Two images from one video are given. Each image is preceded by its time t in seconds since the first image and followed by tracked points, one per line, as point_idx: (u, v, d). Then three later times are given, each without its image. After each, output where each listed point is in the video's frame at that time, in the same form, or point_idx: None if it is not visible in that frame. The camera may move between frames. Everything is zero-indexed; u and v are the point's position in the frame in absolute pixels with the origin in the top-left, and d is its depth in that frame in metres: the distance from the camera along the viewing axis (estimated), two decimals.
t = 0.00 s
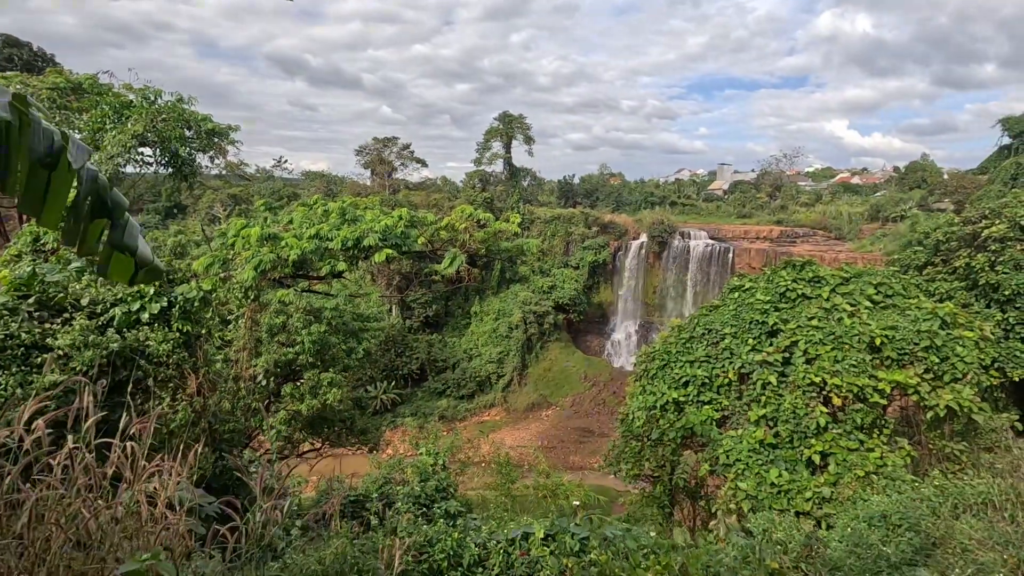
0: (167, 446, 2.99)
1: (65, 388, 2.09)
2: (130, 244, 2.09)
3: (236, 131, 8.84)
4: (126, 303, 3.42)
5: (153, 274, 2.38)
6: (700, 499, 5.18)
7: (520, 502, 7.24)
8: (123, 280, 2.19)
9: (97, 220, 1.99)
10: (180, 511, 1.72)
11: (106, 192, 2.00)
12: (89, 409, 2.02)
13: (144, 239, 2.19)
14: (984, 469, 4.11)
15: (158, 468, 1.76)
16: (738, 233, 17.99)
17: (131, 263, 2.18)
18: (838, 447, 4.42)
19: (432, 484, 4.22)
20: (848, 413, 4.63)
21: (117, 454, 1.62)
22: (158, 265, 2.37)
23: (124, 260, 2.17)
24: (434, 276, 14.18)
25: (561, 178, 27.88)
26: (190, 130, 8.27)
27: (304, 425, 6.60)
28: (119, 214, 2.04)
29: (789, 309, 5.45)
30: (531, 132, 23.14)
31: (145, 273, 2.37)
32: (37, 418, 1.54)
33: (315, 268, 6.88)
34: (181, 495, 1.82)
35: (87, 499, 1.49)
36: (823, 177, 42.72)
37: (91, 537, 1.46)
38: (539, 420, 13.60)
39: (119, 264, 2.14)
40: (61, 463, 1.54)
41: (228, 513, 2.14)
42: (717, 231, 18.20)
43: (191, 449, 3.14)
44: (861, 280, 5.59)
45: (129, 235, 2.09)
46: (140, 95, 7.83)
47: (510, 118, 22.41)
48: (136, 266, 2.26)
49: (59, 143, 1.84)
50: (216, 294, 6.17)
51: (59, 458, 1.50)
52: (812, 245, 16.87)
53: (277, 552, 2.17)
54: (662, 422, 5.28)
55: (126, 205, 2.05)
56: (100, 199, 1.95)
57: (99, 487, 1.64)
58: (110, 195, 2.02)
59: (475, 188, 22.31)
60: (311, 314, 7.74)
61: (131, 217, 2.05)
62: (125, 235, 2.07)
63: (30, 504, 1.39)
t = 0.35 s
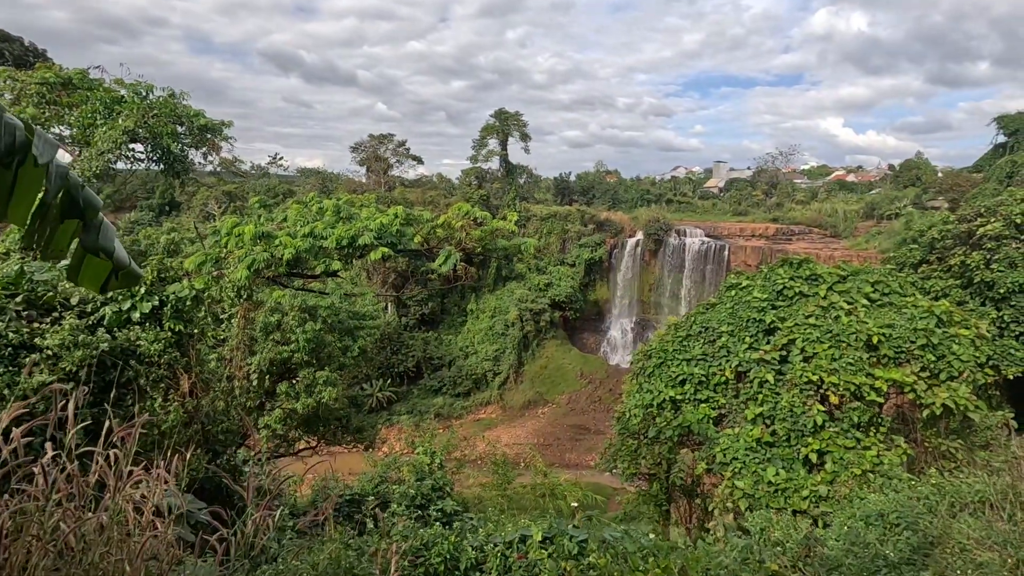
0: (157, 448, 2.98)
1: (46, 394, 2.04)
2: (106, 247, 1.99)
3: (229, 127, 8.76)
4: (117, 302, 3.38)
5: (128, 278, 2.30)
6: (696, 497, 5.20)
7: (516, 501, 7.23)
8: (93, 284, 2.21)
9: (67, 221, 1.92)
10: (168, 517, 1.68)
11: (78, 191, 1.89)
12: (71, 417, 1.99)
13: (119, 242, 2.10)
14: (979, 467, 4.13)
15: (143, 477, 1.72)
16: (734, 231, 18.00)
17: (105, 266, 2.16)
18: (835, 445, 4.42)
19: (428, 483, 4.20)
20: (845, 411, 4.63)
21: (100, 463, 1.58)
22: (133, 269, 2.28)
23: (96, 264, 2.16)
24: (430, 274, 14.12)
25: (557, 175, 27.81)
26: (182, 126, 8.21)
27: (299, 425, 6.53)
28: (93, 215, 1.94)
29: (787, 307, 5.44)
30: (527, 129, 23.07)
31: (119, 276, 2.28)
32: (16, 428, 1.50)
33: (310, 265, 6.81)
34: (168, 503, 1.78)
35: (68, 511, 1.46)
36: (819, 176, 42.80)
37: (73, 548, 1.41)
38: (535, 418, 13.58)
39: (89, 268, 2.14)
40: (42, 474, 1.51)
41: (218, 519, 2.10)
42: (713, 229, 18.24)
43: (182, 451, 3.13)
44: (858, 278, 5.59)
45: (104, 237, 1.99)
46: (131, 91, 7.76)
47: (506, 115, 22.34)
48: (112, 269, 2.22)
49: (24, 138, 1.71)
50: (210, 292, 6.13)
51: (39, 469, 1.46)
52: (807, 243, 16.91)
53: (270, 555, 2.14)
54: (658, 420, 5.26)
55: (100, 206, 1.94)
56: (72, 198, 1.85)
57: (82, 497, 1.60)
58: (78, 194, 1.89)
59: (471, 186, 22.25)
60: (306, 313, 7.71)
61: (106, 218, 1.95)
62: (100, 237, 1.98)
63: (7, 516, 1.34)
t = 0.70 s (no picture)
0: (156, 445, 2.96)
1: (44, 391, 2.03)
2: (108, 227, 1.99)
3: (227, 124, 8.73)
4: (115, 299, 3.36)
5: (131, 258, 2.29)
6: (695, 494, 5.21)
7: (516, 499, 7.22)
8: (98, 268, 2.19)
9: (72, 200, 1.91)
10: (169, 513, 1.67)
11: (77, 169, 1.87)
12: (70, 415, 1.98)
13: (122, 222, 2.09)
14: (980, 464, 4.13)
15: (142, 473, 1.71)
16: (733, 228, 18.00)
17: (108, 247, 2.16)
18: (835, 442, 4.43)
19: (428, 481, 4.19)
20: (845, 408, 4.63)
21: (100, 459, 1.57)
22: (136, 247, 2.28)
23: (99, 247, 2.16)
24: (429, 271, 14.10)
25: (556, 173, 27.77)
26: (180, 122, 8.17)
27: (298, 423, 6.51)
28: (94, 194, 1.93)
29: (787, 304, 5.44)
30: (526, 127, 23.03)
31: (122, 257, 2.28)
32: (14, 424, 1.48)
33: (309, 263, 6.78)
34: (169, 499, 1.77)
35: (69, 506, 1.44)
36: (817, 174, 42.80)
37: (73, 544, 1.40)
38: (534, 416, 13.57)
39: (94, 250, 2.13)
40: (38, 469, 1.49)
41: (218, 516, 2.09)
42: (712, 227, 18.23)
43: (181, 448, 3.12)
44: (858, 275, 5.59)
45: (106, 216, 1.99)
46: (128, 87, 7.73)
47: (505, 113, 22.30)
48: (114, 251, 2.22)
49: (21, 115, 1.70)
50: (208, 289, 6.11)
51: (37, 464, 1.44)
52: (806, 240, 16.92)
53: (272, 552, 2.13)
54: (658, 417, 5.26)
55: (101, 184, 1.93)
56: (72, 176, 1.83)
57: (80, 493, 1.58)
58: (79, 172, 1.89)
59: (470, 183, 22.21)
60: (305, 310, 7.69)
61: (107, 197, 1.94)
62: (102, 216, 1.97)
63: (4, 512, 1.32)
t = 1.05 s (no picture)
0: (156, 447, 2.95)
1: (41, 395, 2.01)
2: (94, 237, 1.97)
3: (226, 122, 8.71)
4: (114, 299, 3.35)
5: (125, 272, 2.26)
6: (696, 492, 5.22)
7: (517, 497, 7.21)
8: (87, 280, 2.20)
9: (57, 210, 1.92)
10: (168, 519, 1.66)
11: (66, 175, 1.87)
12: (69, 420, 1.98)
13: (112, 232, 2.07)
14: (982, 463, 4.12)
15: (140, 479, 1.70)
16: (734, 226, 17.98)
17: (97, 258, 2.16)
18: (836, 441, 4.42)
19: (429, 480, 4.18)
20: (846, 407, 4.63)
21: (97, 466, 1.56)
22: (129, 263, 2.25)
23: (87, 258, 2.16)
24: (430, 270, 14.09)
25: (556, 171, 27.74)
26: (179, 121, 8.15)
27: (297, 422, 6.49)
28: (82, 202, 1.92)
29: (788, 303, 5.42)
30: (526, 125, 23.00)
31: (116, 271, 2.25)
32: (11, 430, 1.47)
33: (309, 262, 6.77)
34: (167, 505, 1.75)
35: (65, 514, 1.43)
36: (818, 172, 42.75)
37: (68, 553, 1.38)
38: (535, 414, 13.57)
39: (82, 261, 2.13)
40: (34, 477, 1.47)
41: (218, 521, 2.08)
42: (712, 225, 18.21)
43: (181, 450, 3.11)
44: (859, 274, 5.57)
45: (93, 226, 1.96)
46: (127, 85, 7.71)
47: (505, 111, 22.27)
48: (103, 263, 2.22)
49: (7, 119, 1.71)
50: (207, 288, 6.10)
51: (33, 472, 1.43)
52: (806, 238, 16.91)
53: (272, 555, 2.12)
54: (659, 416, 5.24)
55: (89, 191, 1.92)
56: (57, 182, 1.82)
57: (76, 500, 1.57)
58: (66, 180, 1.89)
59: (469, 181, 22.18)
60: (305, 309, 7.68)
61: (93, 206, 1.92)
62: (88, 226, 1.95)
63: None
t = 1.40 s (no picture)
0: (157, 447, 2.95)
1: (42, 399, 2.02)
2: (90, 246, 1.96)
3: (226, 120, 8.71)
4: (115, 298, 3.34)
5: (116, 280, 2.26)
6: (697, 491, 5.22)
7: (518, 496, 7.22)
8: (80, 291, 2.18)
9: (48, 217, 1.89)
10: (167, 523, 1.66)
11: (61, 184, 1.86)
12: (69, 423, 1.97)
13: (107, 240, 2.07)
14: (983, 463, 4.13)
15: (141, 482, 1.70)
16: (735, 225, 17.94)
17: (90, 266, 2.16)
18: (838, 440, 4.42)
19: (430, 479, 4.18)
20: (848, 407, 4.63)
21: (96, 470, 1.56)
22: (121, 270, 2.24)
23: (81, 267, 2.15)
24: (430, 268, 14.09)
25: (557, 169, 27.70)
26: (179, 120, 8.15)
27: (299, 420, 6.50)
28: (77, 211, 1.91)
29: (791, 302, 5.41)
30: (527, 123, 22.97)
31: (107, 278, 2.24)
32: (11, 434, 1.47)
33: (309, 261, 6.76)
34: (168, 508, 1.75)
35: (65, 518, 1.43)
36: (820, 170, 42.61)
37: (68, 557, 1.39)
38: (535, 412, 13.59)
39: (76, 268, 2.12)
40: (34, 482, 1.48)
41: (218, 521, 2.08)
42: (714, 223, 18.17)
43: (182, 449, 3.11)
44: (862, 273, 5.55)
45: (89, 235, 1.96)
46: (128, 84, 7.72)
47: (506, 109, 22.23)
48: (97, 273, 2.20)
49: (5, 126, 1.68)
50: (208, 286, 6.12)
51: (33, 477, 1.43)
52: (808, 237, 16.88)
53: (273, 557, 2.12)
54: (660, 415, 5.25)
55: (85, 200, 1.91)
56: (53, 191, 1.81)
57: (77, 504, 1.57)
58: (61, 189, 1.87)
59: (470, 179, 22.16)
60: (306, 308, 7.67)
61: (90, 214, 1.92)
62: (85, 235, 1.94)
63: None
